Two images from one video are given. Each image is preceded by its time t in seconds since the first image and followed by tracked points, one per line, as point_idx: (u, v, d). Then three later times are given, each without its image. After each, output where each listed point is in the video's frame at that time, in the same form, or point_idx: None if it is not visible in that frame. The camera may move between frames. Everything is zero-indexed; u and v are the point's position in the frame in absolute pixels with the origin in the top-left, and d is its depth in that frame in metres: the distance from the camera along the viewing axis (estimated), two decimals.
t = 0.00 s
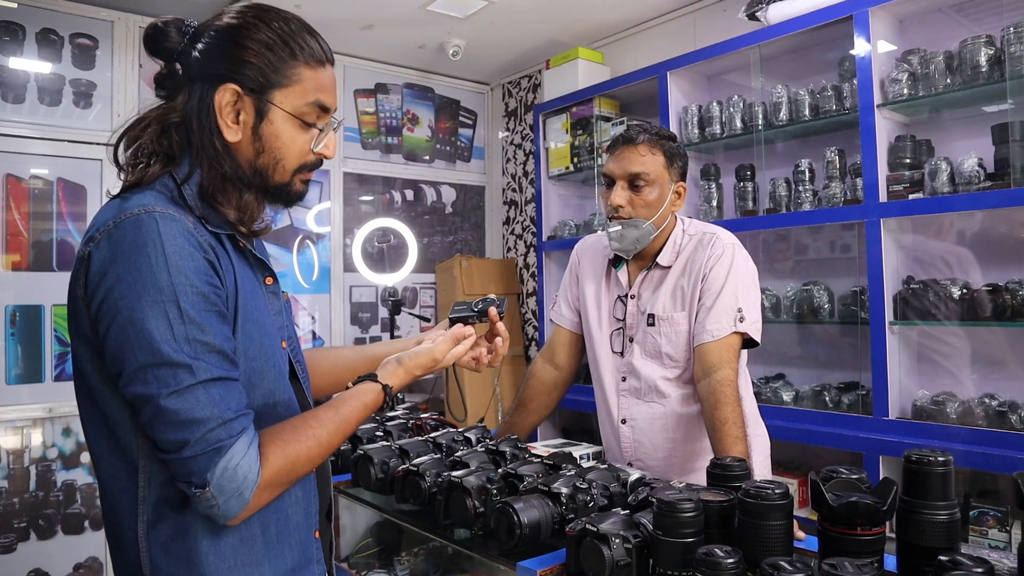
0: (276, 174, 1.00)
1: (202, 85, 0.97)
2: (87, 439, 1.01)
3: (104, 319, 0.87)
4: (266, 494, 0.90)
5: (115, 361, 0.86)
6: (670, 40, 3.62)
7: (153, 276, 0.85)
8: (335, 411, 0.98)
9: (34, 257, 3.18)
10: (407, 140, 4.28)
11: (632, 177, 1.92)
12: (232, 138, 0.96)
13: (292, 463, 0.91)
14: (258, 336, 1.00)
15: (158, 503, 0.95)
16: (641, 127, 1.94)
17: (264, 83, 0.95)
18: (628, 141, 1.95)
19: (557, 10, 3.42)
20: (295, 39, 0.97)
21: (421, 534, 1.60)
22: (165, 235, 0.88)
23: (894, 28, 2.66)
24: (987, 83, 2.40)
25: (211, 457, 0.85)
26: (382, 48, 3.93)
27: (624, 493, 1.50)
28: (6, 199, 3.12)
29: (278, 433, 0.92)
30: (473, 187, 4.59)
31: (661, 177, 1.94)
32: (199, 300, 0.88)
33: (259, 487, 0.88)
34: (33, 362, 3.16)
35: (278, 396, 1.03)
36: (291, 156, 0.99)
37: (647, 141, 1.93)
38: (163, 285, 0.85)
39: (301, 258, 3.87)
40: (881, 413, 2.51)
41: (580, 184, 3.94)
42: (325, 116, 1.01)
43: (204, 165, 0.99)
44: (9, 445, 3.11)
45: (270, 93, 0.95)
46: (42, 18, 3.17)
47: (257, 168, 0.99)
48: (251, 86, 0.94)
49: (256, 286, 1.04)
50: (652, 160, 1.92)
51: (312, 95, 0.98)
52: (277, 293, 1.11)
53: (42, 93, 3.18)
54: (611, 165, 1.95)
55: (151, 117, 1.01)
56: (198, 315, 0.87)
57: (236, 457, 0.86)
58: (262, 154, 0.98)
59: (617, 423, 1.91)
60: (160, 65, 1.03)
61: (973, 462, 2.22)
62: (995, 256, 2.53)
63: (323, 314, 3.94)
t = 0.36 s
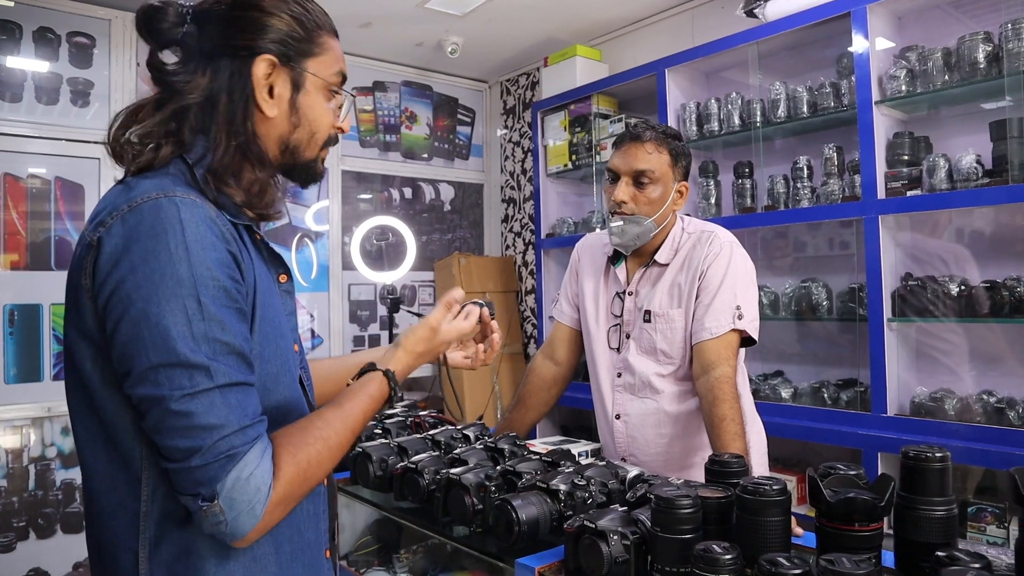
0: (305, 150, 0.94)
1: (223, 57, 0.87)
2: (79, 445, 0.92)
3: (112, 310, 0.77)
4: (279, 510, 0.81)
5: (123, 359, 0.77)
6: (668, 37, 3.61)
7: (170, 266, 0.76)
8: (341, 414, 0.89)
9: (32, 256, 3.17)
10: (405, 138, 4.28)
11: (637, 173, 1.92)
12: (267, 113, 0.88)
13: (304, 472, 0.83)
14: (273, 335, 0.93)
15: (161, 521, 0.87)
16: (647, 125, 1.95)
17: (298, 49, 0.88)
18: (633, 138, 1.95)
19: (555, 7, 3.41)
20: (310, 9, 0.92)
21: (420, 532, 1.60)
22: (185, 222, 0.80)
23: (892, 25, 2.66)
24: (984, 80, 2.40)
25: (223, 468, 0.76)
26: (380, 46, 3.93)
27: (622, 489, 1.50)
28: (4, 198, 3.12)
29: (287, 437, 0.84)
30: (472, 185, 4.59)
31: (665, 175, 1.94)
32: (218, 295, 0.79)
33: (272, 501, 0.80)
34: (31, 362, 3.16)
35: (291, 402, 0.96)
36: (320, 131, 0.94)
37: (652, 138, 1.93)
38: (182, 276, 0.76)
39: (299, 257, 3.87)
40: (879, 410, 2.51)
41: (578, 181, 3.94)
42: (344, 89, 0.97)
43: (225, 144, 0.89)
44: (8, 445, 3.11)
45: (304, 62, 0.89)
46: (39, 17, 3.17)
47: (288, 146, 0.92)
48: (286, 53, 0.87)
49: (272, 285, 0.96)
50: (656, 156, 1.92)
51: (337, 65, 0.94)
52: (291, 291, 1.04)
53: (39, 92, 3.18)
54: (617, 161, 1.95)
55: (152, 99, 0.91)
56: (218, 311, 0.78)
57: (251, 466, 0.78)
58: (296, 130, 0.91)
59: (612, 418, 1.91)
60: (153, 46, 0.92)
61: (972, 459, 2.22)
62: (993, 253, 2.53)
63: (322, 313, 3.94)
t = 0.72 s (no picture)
0: (316, 160, 0.96)
1: (260, 63, 0.85)
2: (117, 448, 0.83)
3: (199, 305, 0.74)
4: (336, 519, 0.81)
5: (205, 357, 0.73)
6: (667, 35, 3.61)
7: (263, 266, 0.75)
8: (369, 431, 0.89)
9: (32, 258, 3.18)
10: (404, 138, 4.28)
11: (624, 181, 1.93)
12: (291, 123, 0.89)
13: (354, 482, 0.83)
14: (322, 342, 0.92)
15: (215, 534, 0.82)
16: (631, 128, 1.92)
17: (326, 63, 0.89)
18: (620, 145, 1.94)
19: (553, 6, 3.41)
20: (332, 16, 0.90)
21: (420, 531, 1.60)
22: (272, 224, 0.79)
23: (890, 22, 2.67)
24: (982, 77, 2.40)
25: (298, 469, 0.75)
26: (378, 45, 3.93)
27: (622, 488, 1.50)
28: (3, 199, 3.12)
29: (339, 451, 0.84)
30: (471, 184, 4.59)
31: (653, 180, 1.93)
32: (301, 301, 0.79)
33: (332, 511, 0.79)
34: (32, 362, 3.17)
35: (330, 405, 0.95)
36: (330, 141, 0.96)
37: (637, 144, 1.92)
38: (273, 278, 0.76)
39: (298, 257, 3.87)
40: (878, 407, 2.52)
41: (577, 180, 3.94)
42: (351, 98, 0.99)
43: (260, 153, 0.87)
44: (8, 445, 3.12)
45: (329, 77, 0.90)
46: (38, 18, 3.17)
47: (302, 156, 0.93)
48: (317, 69, 0.88)
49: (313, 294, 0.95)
50: (644, 163, 1.92)
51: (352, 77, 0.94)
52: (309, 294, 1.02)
53: (38, 92, 3.18)
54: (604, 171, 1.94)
55: (182, 93, 0.85)
56: (301, 316, 0.78)
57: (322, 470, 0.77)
58: (312, 141, 0.93)
59: (611, 416, 1.92)
60: (174, 34, 0.84)
61: (971, 456, 2.22)
62: (992, 249, 2.53)
63: (321, 312, 3.94)
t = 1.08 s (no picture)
0: (320, 164, 0.96)
1: (257, 78, 0.86)
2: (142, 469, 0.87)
3: (217, 324, 0.78)
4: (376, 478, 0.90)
5: (233, 369, 0.77)
6: (664, 34, 3.62)
7: (273, 271, 0.80)
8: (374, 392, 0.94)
9: (30, 258, 3.18)
10: (402, 137, 4.28)
11: (582, 228, 1.82)
12: (288, 133, 0.90)
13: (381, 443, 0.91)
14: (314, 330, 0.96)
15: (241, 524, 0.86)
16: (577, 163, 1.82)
17: (318, 70, 0.89)
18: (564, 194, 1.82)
19: (551, 5, 3.41)
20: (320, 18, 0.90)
21: (419, 530, 1.60)
22: (273, 229, 0.83)
23: (887, 20, 2.67)
24: (979, 74, 2.40)
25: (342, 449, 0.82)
26: (376, 45, 3.93)
27: (620, 486, 1.50)
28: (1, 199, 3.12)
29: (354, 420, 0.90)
30: (469, 184, 4.59)
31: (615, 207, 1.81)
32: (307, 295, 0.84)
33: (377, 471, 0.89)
34: (30, 362, 3.16)
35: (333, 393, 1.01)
36: (331, 143, 0.96)
37: (576, 188, 1.80)
38: (282, 281, 0.80)
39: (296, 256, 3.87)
40: (876, 405, 2.52)
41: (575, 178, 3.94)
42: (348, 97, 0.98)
43: (259, 167, 0.89)
44: (7, 446, 3.12)
45: (323, 83, 0.90)
46: (35, 18, 3.17)
47: (304, 163, 0.94)
48: (310, 77, 0.88)
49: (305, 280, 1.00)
50: (593, 203, 1.79)
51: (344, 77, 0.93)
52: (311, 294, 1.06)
53: (35, 92, 3.18)
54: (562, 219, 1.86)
55: (186, 112, 0.87)
56: (309, 310, 0.83)
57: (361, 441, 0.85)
58: (312, 145, 0.93)
59: (612, 416, 1.93)
60: (172, 58, 0.85)
61: (969, 452, 2.23)
62: (989, 247, 2.53)
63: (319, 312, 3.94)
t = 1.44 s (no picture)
0: (297, 168, 1.11)
1: (228, 99, 1.05)
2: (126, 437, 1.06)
3: (153, 313, 0.93)
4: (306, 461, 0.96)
5: (164, 352, 0.92)
6: (662, 33, 3.62)
7: (197, 270, 0.93)
8: (340, 384, 1.03)
9: (28, 257, 3.17)
10: (400, 136, 4.27)
11: (591, 221, 1.84)
12: (260, 140, 1.06)
13: (315, 437, 0.97)
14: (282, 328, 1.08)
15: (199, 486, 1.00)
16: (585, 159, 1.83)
17: (285, 86, 1.07)
18: (574, 188, 1.84)
19: (549, 3, 3.41)
20: (285, 48, 1.10)
21: (417, 528, 1.60)
22: (206, 236, 0.96)
23: (885, 19, 2.67)
24: (978, 73, 2.40)
25: (257, 431, 0.91)
26: (375, 43, 3.92)
27: (618, 484, 1.50)
28: None
29: (303, 404, 0.99)
30: (468, 182, 4.59)
31: (625, 203, 1.83)
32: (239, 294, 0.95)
33: (300, 454, 0.95)
34: (28, 361, 3.16)
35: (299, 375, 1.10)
36: (309, 149, 1.12)
37: (587, 182, 1.82)
38: (205, 278, 0.93)
39: (295, 255, 3.87)
40: (874, 403, 2.52)
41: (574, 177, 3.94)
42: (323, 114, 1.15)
43: (230, 173, 1.06)
44: (6, 445, 3.12)
45: (291, 95, 1.08)
46: (32, 17, 3.16)
47: (287, 167, 1.10)
48: (276, 90, 1.06)
49: (280, 284, 1.11)
50: (603, 196, 1.81)
51: (312, 92, 1.11)
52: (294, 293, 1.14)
53: (33, 91, 3.17)
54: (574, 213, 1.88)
55: (169, 140, 1.07)
56: (237, 306, 0.95)
57: (280, 426, 0.93)
58: (291, 153, 1.10)
59: (622, 417, 1.93)
60: (164, 99, 1.08)
61: (967, 451, 2.23)
62: (990, 245, 2.52)
63: (318, 311, 3.94)
